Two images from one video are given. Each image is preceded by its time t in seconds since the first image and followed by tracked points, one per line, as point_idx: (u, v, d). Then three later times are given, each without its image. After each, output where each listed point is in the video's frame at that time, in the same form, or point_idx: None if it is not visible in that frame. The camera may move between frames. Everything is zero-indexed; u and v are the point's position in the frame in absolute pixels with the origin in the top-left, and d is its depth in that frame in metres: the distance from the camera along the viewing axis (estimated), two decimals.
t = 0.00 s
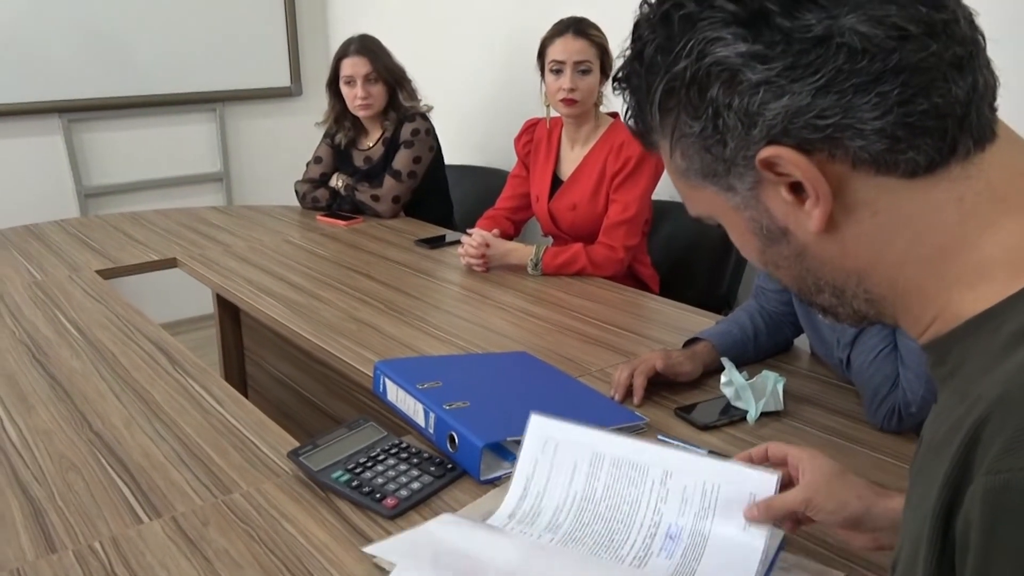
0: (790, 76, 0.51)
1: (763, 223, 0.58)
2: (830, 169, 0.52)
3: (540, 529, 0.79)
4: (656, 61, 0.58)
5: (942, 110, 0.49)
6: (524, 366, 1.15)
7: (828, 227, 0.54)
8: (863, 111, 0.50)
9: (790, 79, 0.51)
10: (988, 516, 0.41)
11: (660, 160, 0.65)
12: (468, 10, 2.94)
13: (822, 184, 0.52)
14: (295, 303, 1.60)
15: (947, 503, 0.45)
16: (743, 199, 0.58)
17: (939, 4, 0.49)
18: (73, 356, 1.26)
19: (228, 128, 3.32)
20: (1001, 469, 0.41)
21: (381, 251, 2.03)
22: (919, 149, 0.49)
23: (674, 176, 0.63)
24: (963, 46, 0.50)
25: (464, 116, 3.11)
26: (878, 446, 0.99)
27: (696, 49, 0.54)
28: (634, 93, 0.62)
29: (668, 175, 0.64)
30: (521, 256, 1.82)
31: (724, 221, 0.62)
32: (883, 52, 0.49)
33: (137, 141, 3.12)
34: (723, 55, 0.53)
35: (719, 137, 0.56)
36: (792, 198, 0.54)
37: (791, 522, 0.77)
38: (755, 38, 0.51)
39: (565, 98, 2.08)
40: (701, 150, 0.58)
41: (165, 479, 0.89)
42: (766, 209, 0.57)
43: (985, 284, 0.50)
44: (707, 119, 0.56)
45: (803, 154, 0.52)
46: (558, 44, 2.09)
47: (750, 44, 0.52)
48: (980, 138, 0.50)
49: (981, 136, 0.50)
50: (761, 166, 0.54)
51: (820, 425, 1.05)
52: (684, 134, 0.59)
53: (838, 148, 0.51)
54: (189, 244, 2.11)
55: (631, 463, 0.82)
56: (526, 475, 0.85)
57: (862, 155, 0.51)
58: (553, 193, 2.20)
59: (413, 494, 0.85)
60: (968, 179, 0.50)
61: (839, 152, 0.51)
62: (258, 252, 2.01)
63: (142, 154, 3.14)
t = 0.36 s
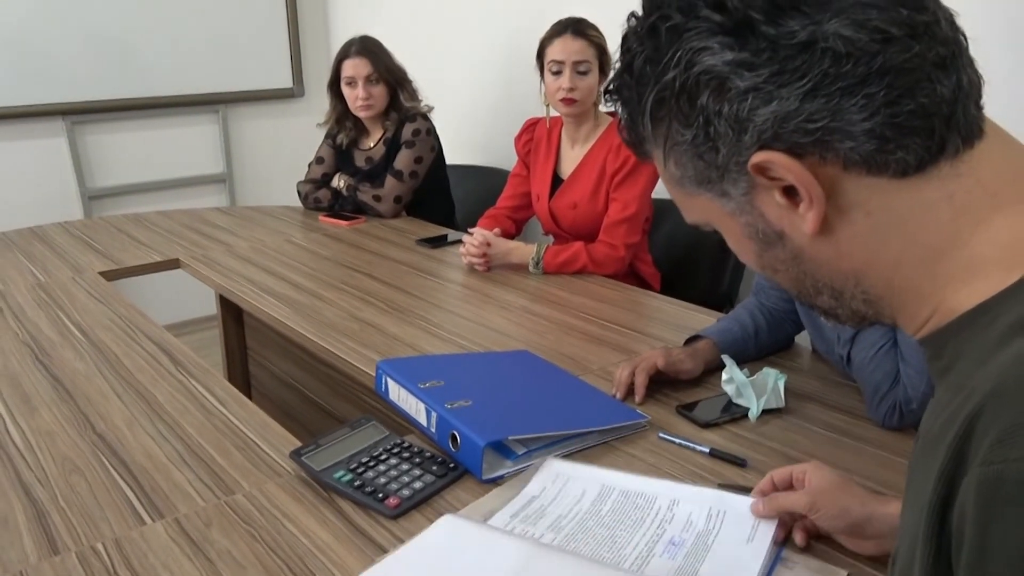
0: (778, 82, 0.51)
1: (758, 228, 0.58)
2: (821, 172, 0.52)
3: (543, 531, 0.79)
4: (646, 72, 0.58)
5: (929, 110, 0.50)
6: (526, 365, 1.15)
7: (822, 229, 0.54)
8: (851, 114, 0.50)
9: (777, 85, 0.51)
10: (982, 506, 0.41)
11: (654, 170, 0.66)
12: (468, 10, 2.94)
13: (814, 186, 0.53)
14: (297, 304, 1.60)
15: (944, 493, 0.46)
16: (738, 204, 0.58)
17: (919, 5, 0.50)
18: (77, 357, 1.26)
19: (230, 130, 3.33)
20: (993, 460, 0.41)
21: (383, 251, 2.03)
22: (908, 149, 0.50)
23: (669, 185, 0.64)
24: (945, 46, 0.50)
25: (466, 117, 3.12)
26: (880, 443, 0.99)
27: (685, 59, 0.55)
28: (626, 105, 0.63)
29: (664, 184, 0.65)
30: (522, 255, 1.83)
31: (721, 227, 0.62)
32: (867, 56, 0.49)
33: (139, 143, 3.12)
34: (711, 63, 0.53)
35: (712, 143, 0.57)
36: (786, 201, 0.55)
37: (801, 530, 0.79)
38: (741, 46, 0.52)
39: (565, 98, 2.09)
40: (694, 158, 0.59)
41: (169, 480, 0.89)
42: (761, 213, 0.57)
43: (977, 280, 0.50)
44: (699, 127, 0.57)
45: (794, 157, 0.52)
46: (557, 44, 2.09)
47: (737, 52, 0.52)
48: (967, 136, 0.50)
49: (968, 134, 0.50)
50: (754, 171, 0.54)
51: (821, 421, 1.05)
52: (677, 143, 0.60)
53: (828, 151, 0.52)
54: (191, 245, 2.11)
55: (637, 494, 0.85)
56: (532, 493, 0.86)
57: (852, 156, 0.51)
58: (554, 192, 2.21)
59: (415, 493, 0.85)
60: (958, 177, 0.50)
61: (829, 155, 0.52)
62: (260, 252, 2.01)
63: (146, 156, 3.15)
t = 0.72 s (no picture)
0: (760, 95, 0.51)
1: (746, 240, 0.58)
2: (806, 182, 0.53)
3: (539, 530, 0.79)
4: (631, 90, 0.59)
5: (911, 116, 0.50)
6: (522, 368, 1.15)
7: (809, 238, 0.54)
8: (834, 123, 0.50)
9: (759, 98, 0.51)
10: (964, 501, 0.42)
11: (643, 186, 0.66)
12: (465, 13, 2.95)
13: (800, 197, 0.53)
14: (294, 307, 1.60)
15: (930, 489, 0.46)
16: (725, 217, 0.58)
17: (899, 12, 0.50)
18: (74, 362, 1.26)
19: (227, 133, 3.33)
20: (975, 455, 0.42)
21: (381, 255, 2.03)
22: (892, 156, 0.50)
23: (658, 201, 0.64)
24: (926, 52, 0.50)
25: (464, 120, 3.12)
26: (879, 445, 0.99)
27: (667, 76, 0.55)
28: (612, 124, 0.63)
29: (653, 200, 0.65)
30: (520, 258, 1.83)
31: (710, 242, 0.62)
32: (848, 65, 0.49)
33: (137, 147, 3.12)
34: (694, 79, 0.53)
35: (697, 158, 0.57)
36: (772, 212, 0.55)
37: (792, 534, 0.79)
38: (723, 61, 0.52)
39: (564, 98, 2.09)
40: (680, 173, 0.59)
41: (165, 484, 0.89)
42: (749, 225, 0.57)
43: (965, 280, 0.50)
44: (684, 143, 0.57)
45: (779, 169, 0.53)
46: (555, 43, 2.09)
47: (718, 66, 0.52)
48: (951, 140, 0.50)
49: (951, 138, 0.50)
50: (740, 184, 0.55)
51: (818, 423, 1.05)
52: (663, 159, 0.60)
53: (813, 161, 0.52)
54: (188, 250, 2.11)
55: (635, 483, 0.85)
56: (529, 479, 0.87)
57: (837, 165, 0.51)
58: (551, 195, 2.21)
59: (411, 497, 0.85)
60: (941, 182, 0.50)
61: (814, 165, 0.52)
62: (257, 256, 2.01)
63: (144, 160, 3.15)
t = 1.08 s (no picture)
0: (749, 106, 0.52)
1: (738, 249, 0.59)
2: (796, 191, 0.53)
3: (535, 538, 0.79)
4: (622, 102, 0.59)
5: (898, 126, 0.50)
6: (517, 375, 1.15)
7: (800, 248, 0.54)
8: (822, 134, 0.51)
9: (748, 109, 0.52)
10: (960, 502, 0.42)
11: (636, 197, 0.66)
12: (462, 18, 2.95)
13: (790, 206, 0.53)
14: (290, 313, 1.60)
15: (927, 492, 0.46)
16: (717, 227, 0.58)
17: (883, 25, 0.51)
18: (68, 368, 1.26)
19: (224, 139, 3.33)
20: (970, 457, 0.42)
21: (376, 260, 2.03)
22: (879, 165, 0.50)
23: (650, 211, 0.64)
24: (910, 63, 0.51)
25: (460, 125, 3.12)
26: (873, 452, 1.00)
27: (658, 87, 0.55)
28: (604, 135, 0.64)
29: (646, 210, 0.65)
30: (515, 264, 1.83)
31: (701, 250, 0.63)
32: (834, 76, 0.50)
33: (133, 152, 3.12)
34: (684, 90, 0.54)
35: (688, 168, 0.57)
36: (763, 222, 0.55)
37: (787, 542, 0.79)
38: (712, 73, 0.53)
39: (559, 105, 2.10)
40: (672, 184, 0.59)
41: (160, 492, 0.89)
42: (740, 235, 0.58)
43: (954, 289, 0.51)
44: (675, 154, 0.57)
45: (768, 179, 0.53)
46: (550, 51, 2.10)
47: (708, 78, 0.53)
48: (937, 151, 0.51)
49: (937, 148, 0.51)
50: (731, 194, 0.55)
51: (813, 430, 1.05)
52: (655, 170, 0.60)
53: (802, 171, 0.52)
54: (184, 255, 2.11)
55: (630, 492, 0.85)
56: (524, 488, 0.87)
57: (825, 175, 0.51)
58: (547, 201, 2.21)
59: (405, 504, 0.85)
60: (929, 190, 0.51)
61: (803, 175, 0.52)
62: (252, 262, 2.01)
63: (141, 166, 3.14)
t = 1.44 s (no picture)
0: (745, 110, 0.52)
1: (734, 254, 0.58)
2: (792, 197, 0.53)
3: (530, 543, 0.79)
4: (619, 105, 0.59)
5: (894, 131, 0.50)
6: (513, 381, 1.15)
7: (796, 253, 0.54)
8: (819, 138, 0.51)
9: (745, 113, 0.52)
10: (955, 510, 0.42)
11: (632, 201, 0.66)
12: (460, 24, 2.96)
13: (786, 211, 0.53)
14: (286, 318, 1.60)
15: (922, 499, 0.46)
16: (713, 232, 0.58)
17: (881, 29, 0.51)
18: (63, 372, 1.25)
19: (221, 142, 3.33)
20: (965, 465, 0.42)
21: (373, 265, 2.03)
22: (876, 170, 0.50)
23: (647, 216, 0.64)
24: (907, 68, 0.51)
25: (458, 130, 3.12)
26: (870, 459, 1.00)
27: (654, 91, 0.55)
28: (601, 138, 0.63)
29: (643, 215, 0.65)
30: (512, 269, 1.83)
31: (697, 255, 0.62)
32: (832, 81, 0.50)
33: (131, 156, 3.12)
34: (680, 94, 0.54)
35: (684, 172, 0.57)
36: (759, 226, 0.55)
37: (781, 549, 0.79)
38: (709, 76, 0.53)
39: (556, 109, 2.10)
40: (668, 187, 0.59)
41: (154, 497, 0.88)
42: (736, 241, 0.58)
43: (951, 294, 0.51)
44: (671, 157, 0.57)
45: (764, 183, 0.53)
46: (549, 55, 2.10)
47: (704, 82, 0.53)
48: (934, 156, 0.51)
49: (934, 153, 0.51)
50: (727, 198, 0.55)
51: (809, 437, 1.05)
52: (651, 173, 0.60)
53: (798, 176, 0.52)
54: (180, 260, 2.10)
55: (624, 496, 0.85)
56: (519, 494, 0.87)
57: (821, 180, 0.52)
58: (544, 206, 2.21)
59: (400, 511, 0.85)
60: (926, 195, 0.51)
61: (799, 180, 0.52)
62: (249, 267, 2.01)
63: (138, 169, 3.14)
